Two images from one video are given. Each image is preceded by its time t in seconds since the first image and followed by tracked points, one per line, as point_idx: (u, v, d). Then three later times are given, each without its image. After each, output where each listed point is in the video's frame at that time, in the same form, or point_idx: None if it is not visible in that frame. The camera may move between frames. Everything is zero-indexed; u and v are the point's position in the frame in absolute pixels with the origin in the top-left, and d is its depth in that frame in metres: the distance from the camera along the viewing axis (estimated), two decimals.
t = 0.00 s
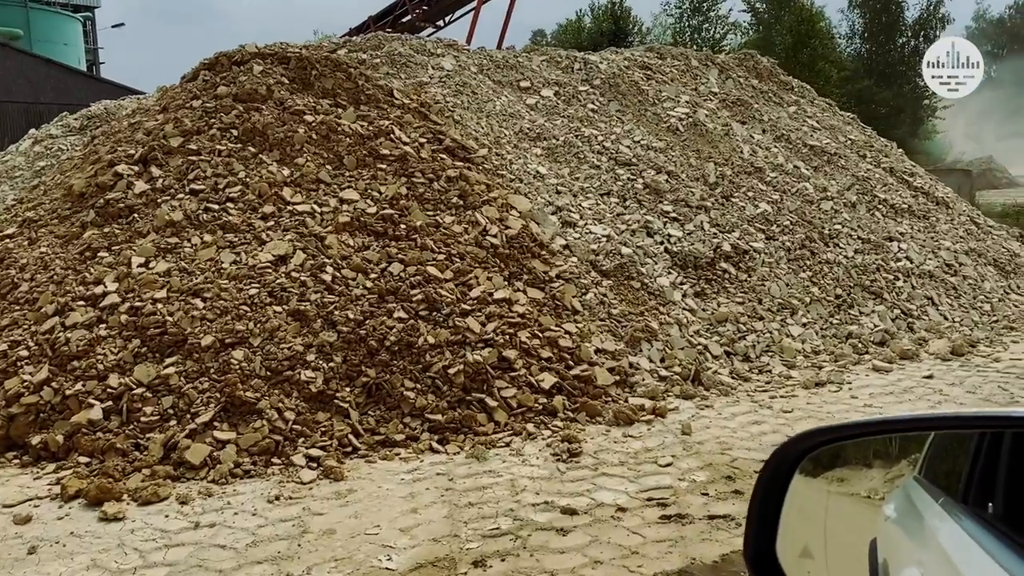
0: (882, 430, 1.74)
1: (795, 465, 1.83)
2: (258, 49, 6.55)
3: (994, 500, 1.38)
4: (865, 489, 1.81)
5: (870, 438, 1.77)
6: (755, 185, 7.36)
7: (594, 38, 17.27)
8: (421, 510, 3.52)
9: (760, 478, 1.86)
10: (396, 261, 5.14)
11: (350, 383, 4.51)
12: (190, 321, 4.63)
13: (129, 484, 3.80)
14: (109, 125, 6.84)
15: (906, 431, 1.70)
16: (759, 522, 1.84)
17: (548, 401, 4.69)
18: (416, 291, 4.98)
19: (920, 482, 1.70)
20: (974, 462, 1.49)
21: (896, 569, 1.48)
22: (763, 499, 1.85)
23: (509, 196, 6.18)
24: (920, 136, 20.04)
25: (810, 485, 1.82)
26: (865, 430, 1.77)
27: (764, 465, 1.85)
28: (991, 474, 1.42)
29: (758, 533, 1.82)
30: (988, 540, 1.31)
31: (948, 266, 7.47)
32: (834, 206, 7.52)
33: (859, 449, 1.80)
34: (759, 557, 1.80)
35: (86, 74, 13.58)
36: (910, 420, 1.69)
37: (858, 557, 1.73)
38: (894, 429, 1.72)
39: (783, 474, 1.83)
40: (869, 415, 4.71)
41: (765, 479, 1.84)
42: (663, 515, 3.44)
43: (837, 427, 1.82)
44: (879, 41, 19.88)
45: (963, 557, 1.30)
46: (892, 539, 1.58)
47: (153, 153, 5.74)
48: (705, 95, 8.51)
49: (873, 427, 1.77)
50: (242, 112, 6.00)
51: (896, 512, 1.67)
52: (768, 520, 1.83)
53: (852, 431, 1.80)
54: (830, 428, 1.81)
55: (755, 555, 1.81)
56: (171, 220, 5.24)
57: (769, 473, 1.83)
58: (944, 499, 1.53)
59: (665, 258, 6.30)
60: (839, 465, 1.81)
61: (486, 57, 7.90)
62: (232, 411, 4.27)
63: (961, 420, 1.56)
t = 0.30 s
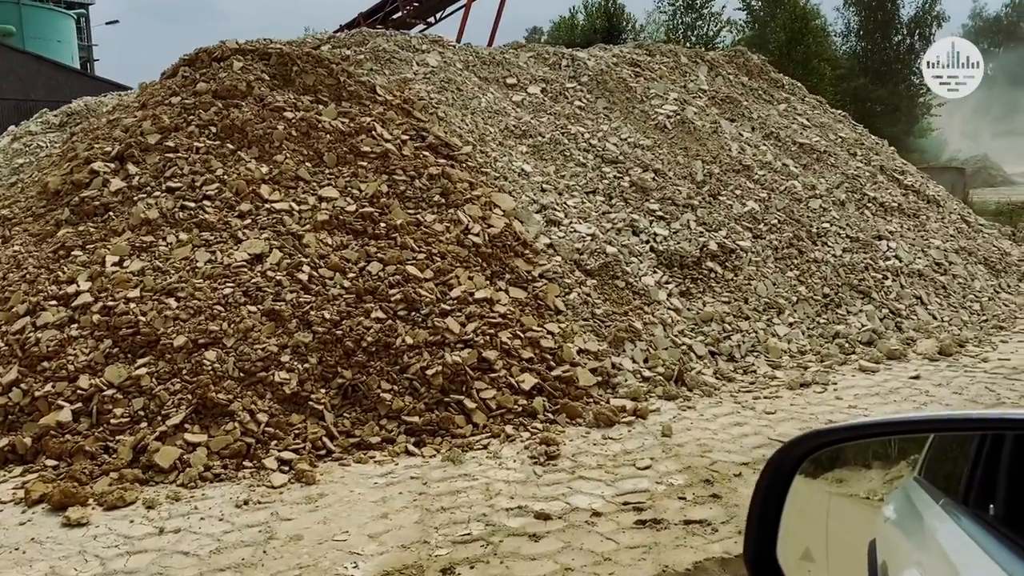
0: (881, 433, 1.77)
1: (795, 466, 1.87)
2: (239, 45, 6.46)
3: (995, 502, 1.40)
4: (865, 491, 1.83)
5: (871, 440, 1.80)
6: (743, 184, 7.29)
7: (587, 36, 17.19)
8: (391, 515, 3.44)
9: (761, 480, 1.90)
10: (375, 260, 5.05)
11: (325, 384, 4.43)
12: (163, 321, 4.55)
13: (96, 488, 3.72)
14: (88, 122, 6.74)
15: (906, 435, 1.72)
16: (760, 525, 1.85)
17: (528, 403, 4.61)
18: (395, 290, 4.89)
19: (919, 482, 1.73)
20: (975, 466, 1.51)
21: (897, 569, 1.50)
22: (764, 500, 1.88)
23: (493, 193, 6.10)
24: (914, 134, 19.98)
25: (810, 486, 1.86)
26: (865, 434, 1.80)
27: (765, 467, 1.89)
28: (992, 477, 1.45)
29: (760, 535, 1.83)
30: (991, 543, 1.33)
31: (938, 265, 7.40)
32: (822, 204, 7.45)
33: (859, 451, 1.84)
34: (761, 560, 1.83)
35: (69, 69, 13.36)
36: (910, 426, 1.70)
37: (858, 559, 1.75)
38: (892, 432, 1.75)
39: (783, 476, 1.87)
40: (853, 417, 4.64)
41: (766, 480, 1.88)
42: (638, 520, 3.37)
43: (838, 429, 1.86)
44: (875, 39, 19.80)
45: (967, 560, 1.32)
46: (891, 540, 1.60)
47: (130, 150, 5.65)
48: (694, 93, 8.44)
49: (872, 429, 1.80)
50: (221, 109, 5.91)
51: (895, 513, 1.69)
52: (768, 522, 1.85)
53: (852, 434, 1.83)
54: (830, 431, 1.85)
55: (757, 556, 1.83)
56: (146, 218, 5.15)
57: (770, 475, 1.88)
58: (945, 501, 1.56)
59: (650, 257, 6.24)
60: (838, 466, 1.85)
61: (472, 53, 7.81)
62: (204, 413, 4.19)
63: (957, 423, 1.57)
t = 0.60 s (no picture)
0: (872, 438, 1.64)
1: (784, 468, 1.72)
2: (217, 41, 6.37)
3: (979, 506, 1.36)
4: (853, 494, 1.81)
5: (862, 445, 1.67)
6: (729, 183, 7.23)
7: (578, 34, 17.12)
8: (360, 522, 3.37)
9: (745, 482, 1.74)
10: (352, 260, 4.95)
11: (298, 387, 4.35)
12: (134, 323, 4.46)
13: (60, 494, 3.63)
14: (65, 119, 6.64)
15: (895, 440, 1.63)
16: (744, 530, 1.69)
17: (506, 405, 4.54)
18: (371, 290, 4.79)
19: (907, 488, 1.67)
20: (959, 472, 1.47)
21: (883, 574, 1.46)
22: (748, 503, 1.72)
23: (475, 192, 6.02)
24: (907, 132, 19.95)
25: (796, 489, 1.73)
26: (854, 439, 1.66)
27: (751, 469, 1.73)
28: (976, 481, 1.41)
29: (743, 537, 1.68)
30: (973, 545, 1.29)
31: (926, 264, 7.34)
32: (809, 203, 7.38)
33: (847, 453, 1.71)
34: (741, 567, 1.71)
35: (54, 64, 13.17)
36: (902, 427, 1.57)
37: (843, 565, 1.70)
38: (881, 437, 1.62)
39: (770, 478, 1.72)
40: (836, 419, 4.57)
41: (752, 482, 1.72)
42: (611, 526, 3.30)
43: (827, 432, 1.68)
44: (870, 37, 19.70)
45: (951, 564, 1.28)
46: (879, 545, 1.58)
47: (104, 148, 5.55)
48: (682, 90, 8.37)
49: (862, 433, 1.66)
50: (199, 106, 5.81)
51: (883, 517, 1.68)
52: (753, 523, 1.69)
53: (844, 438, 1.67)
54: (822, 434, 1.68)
55: (738, 559, 1.68)
56: (120, 217, 5.06)
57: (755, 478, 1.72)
58: (930, 504, 1.52)
59: (635, 256, 6.18)
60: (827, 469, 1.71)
61: (457, 50, 7.73)
62: (174, 416, 4.11)
63: (947, 427, 1.51)
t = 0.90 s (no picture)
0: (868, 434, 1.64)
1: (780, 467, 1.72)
2: (197, 39, 6.28)
3: (976, 502, 1.35)
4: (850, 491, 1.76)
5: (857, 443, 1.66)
6: (715, 183, 7.18)
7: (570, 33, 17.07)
8: (329, 529, 3.29)
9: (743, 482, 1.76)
10: (329, 260, 4.87)
11: (272, 389, 4.27)
12: (105, 324, 4.37)
13: (24, 499, 3.55)
14: (42, 117, 6.54)
15: (892, 436, 1.62)
16: (742, 529, 1.73)
17: (485, 408, 4.47)
18: (349, 291, 4.71)
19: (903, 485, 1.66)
20: (955, 470, 1.46)
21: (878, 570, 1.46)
22: (746, 502, 1.74)
23: (458, 191, 5.95)
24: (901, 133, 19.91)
25: (791, 487, 1.74)
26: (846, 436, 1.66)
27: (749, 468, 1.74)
28: (973, 477, 1.40)
29: (742, 537, 1.72)
30: (972, 543, 1.28)
31: (915, 265, 7.27)
32: (797, 203, 7.33)
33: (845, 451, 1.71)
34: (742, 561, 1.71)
35: (44, 61, 13.02)
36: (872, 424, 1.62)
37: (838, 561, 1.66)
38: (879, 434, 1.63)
39: (767, 476, 1.73)
40: (819, 423, 4.50)
41: (749, 481, 1.74)
42: (586, 533, 3.23)
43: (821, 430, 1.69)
44: (864, 37, 19.72)
45: (947, 559, 1.27)
46: (873, 540, 1.56)
47: (80, 146, 5.47)
48: (669, 90, 8.32)
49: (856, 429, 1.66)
50: (177, 104, 5.72)
51: (878, 514, 1.65)
52: (751, 523, 1.73)
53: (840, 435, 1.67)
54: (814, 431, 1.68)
55: (738, 559, 1.71)
56: (94, 216, 4.98)
57: (751, 477, 1.74)
58: (928, 502, 1.51)
59: (619, 257, 6.12)
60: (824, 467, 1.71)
61: (442, 48, 7.64)
62: (145, 419, 4.02)
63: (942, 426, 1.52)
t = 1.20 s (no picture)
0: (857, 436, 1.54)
1: (772, 468, 1.68)
2: (176, 36, 6.17)
3: (969, 504, 1.29)
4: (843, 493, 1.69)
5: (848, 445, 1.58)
6: (701, 183, 7.12)
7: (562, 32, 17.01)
8: (296, 536, 3.22)
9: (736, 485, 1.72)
10: (306, 261, 4.80)
11: (244, 393, 4.19)
12: (75, 326, 4.28)
13: None
14: (19, 115, 6.43)
15: (884, 439, 1.52)
16: (733, 533, 1.68)
17: (462, 411, 4.40)
18: (325, 292, 4.63)
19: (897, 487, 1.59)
20: (948, 471, 1.40)
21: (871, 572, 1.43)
22: (738, 506, 1.70)
23: (440, 191, 5.87)
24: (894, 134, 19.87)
25: (785, 489, 1.68)
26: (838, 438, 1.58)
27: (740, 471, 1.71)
28: (966, 478, 1.34)
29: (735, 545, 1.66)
30: (966, 546, 1.24)
31: (903, 266, 7.20)
32: (784, 204, 7.27)
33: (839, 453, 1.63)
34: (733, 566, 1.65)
35: (32, 58, 12.70)
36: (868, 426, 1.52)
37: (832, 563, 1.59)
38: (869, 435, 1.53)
39: (759, 479, 1.70)
40: (801, 427, 4.44)
41: (740, 484, 1.70)
42: (558, 540, 3.16)
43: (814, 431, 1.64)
44: (858, 39, 19.57)
45: (940, 562, 1.25)
46: (866, 542, 1.52)
47: (54, 145, 5.37)
48: (657, 89, 8.27)
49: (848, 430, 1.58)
50: (154, 102, 5.62)
51: (872, 515, 1.59)
52: (745, 527, 1.68)
53: (831, 437, 1.59)
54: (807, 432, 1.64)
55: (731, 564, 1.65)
56: (66, 216, 4.88)
57: (743, 479, 1.70)
58: (919, 501, 1.48)
59: (603, 258, 6.06)
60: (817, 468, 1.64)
61: (426, 46, 7.57)
62: (113, 423, 3.94)
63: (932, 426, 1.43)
